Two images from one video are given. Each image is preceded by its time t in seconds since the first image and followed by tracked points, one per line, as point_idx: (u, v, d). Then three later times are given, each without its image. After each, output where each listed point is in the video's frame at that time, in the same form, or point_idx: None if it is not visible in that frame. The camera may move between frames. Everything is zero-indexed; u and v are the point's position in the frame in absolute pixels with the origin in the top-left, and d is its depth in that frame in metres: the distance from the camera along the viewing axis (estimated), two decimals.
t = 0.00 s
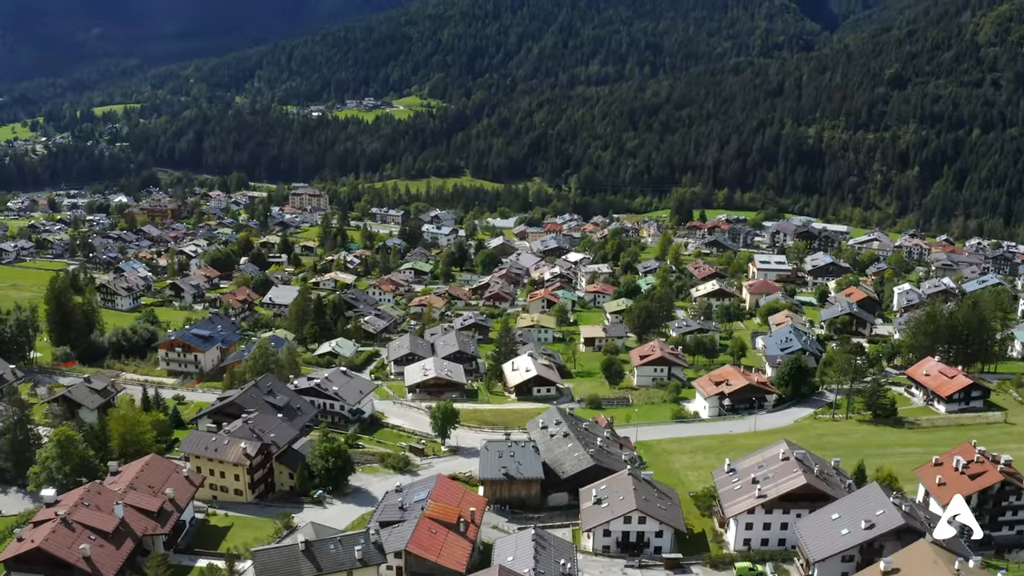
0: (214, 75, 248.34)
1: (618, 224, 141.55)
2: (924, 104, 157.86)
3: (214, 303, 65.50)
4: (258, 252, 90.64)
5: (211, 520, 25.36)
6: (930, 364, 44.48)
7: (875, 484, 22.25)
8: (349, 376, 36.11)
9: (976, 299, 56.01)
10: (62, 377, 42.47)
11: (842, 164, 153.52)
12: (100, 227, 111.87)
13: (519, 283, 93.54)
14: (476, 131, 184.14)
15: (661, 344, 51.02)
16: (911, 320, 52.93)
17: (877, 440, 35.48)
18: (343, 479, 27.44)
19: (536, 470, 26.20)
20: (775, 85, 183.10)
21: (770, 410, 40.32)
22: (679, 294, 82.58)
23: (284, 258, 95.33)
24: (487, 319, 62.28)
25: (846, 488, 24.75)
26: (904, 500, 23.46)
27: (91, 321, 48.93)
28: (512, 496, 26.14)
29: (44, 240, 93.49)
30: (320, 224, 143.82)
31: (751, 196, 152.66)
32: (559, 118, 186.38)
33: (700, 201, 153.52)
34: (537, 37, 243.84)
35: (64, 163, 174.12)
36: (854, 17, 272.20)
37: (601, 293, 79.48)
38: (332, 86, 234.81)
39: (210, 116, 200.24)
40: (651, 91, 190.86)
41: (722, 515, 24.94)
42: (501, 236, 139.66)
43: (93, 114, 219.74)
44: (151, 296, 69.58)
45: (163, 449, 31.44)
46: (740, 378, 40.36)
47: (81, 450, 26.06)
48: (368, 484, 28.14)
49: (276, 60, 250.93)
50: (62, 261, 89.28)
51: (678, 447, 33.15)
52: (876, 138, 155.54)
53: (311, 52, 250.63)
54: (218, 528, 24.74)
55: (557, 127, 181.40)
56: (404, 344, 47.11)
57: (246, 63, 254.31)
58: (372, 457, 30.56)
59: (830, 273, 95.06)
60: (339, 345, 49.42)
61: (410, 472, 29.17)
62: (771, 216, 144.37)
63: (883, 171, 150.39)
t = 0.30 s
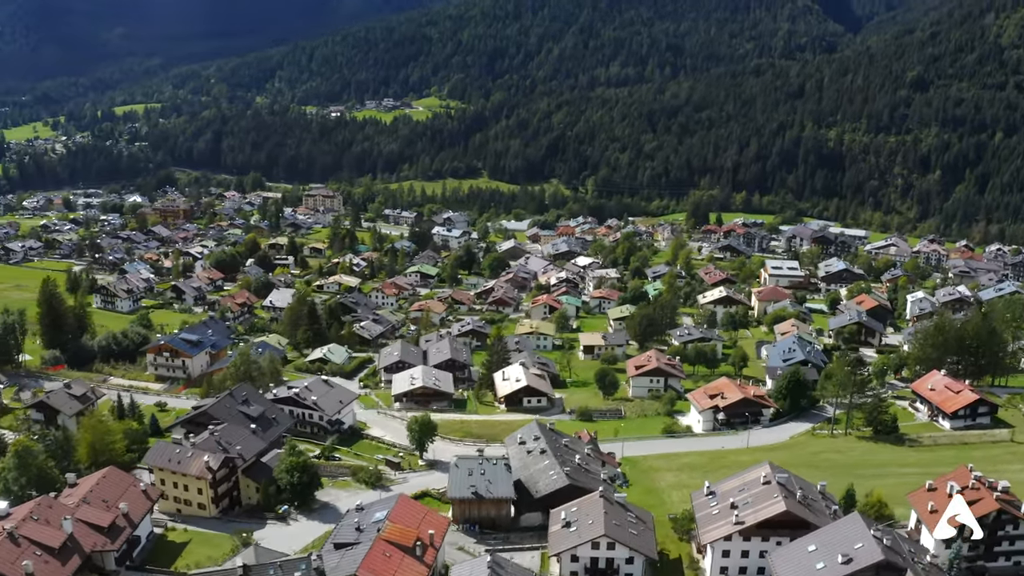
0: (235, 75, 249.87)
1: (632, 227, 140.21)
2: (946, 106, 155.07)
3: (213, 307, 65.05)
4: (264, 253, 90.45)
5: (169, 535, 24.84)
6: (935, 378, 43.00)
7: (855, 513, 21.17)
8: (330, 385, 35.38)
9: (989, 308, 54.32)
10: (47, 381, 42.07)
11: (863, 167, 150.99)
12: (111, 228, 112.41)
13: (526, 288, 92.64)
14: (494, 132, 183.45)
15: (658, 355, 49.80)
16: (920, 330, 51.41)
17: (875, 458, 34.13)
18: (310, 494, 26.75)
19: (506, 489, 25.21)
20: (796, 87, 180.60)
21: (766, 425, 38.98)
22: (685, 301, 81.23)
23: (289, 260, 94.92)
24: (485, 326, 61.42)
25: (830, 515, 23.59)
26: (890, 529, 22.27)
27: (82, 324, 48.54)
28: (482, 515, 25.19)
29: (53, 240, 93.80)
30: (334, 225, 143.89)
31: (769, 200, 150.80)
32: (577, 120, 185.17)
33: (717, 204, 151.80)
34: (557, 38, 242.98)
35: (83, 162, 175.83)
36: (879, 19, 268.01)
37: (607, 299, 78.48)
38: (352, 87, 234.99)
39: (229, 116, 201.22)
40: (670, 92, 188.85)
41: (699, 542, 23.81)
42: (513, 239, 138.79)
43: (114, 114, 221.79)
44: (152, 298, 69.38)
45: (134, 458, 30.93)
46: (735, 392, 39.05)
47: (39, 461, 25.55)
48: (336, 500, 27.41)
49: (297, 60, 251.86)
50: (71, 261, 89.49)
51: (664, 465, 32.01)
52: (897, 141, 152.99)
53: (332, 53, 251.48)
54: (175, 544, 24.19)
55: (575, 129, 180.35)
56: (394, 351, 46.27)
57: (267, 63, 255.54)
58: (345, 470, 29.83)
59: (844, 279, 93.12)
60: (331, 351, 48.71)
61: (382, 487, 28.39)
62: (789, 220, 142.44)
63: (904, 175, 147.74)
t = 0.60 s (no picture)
0: (256, 75, 251.40)
1: (646, 231, 138.62)
2: (969, 110, 152.43)
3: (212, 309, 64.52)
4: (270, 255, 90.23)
5: (125, 551, 24.42)
6: (940, 393, 41.49)
7: (833, 546, 20.05)
8: (310, 394, 34.77)
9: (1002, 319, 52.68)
10: (34, 385, 41.80)
11: (884, 170, 148.42)
12: (122, 228, 112.97)
13: (532, 293, 91.61)
14: (512, 134, 182.42)
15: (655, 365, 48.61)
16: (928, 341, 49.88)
17: (872, 478, 32.79)
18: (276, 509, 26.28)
19: (474, 509, 24.33)
20: (817, 89, 178.16)
21: (761, 440, 37.71)
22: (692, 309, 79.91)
23: (295, 262, 94.54)
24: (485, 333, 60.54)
25: (811, 545, 22.35)
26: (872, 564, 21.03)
27: (74, 327, 48.21)
28: (448, 536, 24.32)
29: (61, 239, 93.98)
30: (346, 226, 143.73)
31: (788, 203, 148.75)
32: (596, 122, 183.80)
33: (735, 208, 149.97)
34: (578, 39, 242.04)
35: (102, 162, 177.48)
36: (904, 21, 263.96)
37: (612, 305, 77.37)
38: (372, 87, 234.80)
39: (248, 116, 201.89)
40: (690, 94, 186.75)
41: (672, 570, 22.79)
42: (525, 242, 137.83)
43: (135, 113, 223.57)
44: (153, 300, 69.12)
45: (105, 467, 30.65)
46: (729, 406, 37.73)
47: None
48: (303, 516, 26.82)
49: (318, 60, 252.65)
50: (78, 261, 89.70)
51: (648, 483, 30.93)
52: (919, 145, 150.39)
53: (353, 53, 252.10)
54: (130, 560, 23.78)
55: (593, 130, 179.07)
56: (385, 358, 45.44)
57: (288, 63, 256.55)
58: (316, 484, 29.28)
59: (857, 286, 91.01)
60: (323, 358, 48.07)
61: (351, 503, 27.74)
62: (807, 224, 140.39)
63: (925, 179, 145.11)
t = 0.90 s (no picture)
0: (277, 75, 252.73)
1: (661, 235, 137.03)
2: (992, 113, 149.70)
3: (212, 312, 64.04)
4: (275, 258, 89.97)
5: (80, 566, 24.02)
6: (945, 409, 39.96)
7: None
8: (288, 404, 34.16)
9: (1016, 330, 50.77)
10: (21, 389, 41.50)
11: (905, 174, 145.90)
12: (132, 228, 113.47)
13: (539, 298, 90.58)
14: (530, 135, 181.42)
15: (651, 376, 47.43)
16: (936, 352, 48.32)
17: (869, 499, 31.47)
18: (238, 524, 25.67)
19: (437, 531, 23.35)
20: (839, 91, 175.59)
21: (755, 458, 36.42)
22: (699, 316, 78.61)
23: (302, 264, 94.20)
24: (483, 340, 59.65)
25: None
26: None
27: (65, 330, 47.88)
28: (410, 557, 23.37)
29: (71, 239, 94.37)
30: (359, 227, 143.63)
31: (808, 207, 146.76)
32: (615, 123, 182.41)
33: (753, 212, 148.00)
34: (600, 40, 240.48)
35: (122, 161, 179.26)
36: (929, 23, 259.34)
37: (617, 311, 76.21)
38: (393, 88, 234.24)
39: (266, 116, 202.51)
40: (710, 96, 184.61)
41: None
42: (538, 245, 136.85)
43: (155, 112, 225.36)
44: (154, 302, 68.91)
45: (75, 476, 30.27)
46: (722, 421, 36.44)
47: None
48: (266, 532, 26.19)
49: (339, 60, 253.11)
50: (85, 261, 90.00)
51: (630, 501, 29.80)
52: (941, 148, 147.85)
53: (374, 53, 252.43)
54: None
55: (612, 132, 177.69)
56: (375, 365, 44.65)
57: (310, 63, 257.41)
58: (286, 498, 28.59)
59: (871, 293, 88.74)
60: (313, 364, 47.52)
61: (319, 519, 27.04)
62: (826, 228, 138.33)
63: (947, 183, 142.61)
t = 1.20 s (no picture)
0: (299, 75, 253.69)
1: (678, 238, 135.33)
2: (1018, 116, 146.79)
3: (211, 314, 63.55)
4: (281, 260, 89.65)
5: None
6: (950, 427, 38.45)
7: None
8: (265, 414, 33.58)
9: None
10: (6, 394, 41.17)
11: (928, 178, 143.44)
12: (142, 229, 114.42)
13: (546, 302, 89.53)
14: (550, 136, 180.33)
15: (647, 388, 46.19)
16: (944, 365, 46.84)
17: (862, 522, 30.10)
18: (199, 539, 25.08)
19: (397, 552, 22.51)
20: (862, 94, 172.93)
21: (748, 476, 35.10)
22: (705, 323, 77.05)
23: (308, 266, 93.63)
24: (482, 346, 58.69)
25: None
26: None
27: (56, 332, 47.54)
28: None
29: (80, 239, 94.62)
30: (371, 229, 143.51)
31: (827, 211, 144.74)
32: (635, 124, 180.98)
33: (771, 215, 145.90)
34: (622, 41, 238.38)
35: (140, 160, 180.52)
36: (956, 24, 254.72)
37: (623, 317, 74.92)
38: (413, 88, 234.01)
39: (286, 116, 203.04)
40: (732, 98, 182.39)
41: None
42: (552, 248, 135.72)
43: (176, 112, 227.08)
44: (155, 304, 68.56)
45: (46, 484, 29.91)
46: (714, 437, 35.13)
47: None
48: (228, 548, 25.57)
49: (361, 61, 253.56)
50: (93, 261, 90.14)
51: (609, 521, 28.76)
52: (965, 152, 145.27)
53: (396, 53, 252.80)
54: None
55: (632, 133, 176.26)
56: (364, 372, 43.81)
57: (331, 63, 258.19)
58: (254, 514, 27.94)
59: (887, 301, 86.39)
60: (305, 370, 46.82)
61: (284, 535, 26.33)
62: (845, 232, 136.18)
63: (970, 187, 140.05)
